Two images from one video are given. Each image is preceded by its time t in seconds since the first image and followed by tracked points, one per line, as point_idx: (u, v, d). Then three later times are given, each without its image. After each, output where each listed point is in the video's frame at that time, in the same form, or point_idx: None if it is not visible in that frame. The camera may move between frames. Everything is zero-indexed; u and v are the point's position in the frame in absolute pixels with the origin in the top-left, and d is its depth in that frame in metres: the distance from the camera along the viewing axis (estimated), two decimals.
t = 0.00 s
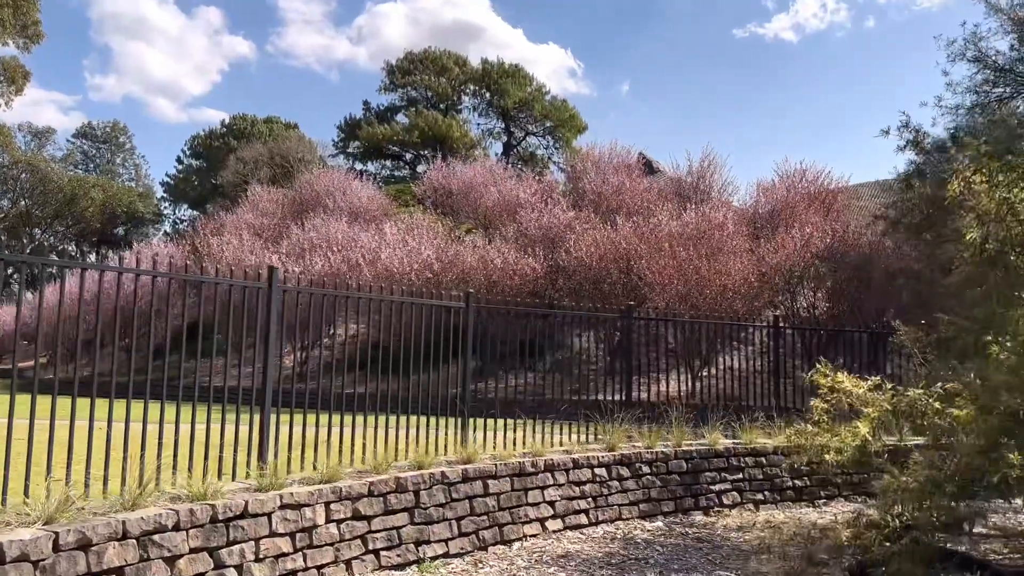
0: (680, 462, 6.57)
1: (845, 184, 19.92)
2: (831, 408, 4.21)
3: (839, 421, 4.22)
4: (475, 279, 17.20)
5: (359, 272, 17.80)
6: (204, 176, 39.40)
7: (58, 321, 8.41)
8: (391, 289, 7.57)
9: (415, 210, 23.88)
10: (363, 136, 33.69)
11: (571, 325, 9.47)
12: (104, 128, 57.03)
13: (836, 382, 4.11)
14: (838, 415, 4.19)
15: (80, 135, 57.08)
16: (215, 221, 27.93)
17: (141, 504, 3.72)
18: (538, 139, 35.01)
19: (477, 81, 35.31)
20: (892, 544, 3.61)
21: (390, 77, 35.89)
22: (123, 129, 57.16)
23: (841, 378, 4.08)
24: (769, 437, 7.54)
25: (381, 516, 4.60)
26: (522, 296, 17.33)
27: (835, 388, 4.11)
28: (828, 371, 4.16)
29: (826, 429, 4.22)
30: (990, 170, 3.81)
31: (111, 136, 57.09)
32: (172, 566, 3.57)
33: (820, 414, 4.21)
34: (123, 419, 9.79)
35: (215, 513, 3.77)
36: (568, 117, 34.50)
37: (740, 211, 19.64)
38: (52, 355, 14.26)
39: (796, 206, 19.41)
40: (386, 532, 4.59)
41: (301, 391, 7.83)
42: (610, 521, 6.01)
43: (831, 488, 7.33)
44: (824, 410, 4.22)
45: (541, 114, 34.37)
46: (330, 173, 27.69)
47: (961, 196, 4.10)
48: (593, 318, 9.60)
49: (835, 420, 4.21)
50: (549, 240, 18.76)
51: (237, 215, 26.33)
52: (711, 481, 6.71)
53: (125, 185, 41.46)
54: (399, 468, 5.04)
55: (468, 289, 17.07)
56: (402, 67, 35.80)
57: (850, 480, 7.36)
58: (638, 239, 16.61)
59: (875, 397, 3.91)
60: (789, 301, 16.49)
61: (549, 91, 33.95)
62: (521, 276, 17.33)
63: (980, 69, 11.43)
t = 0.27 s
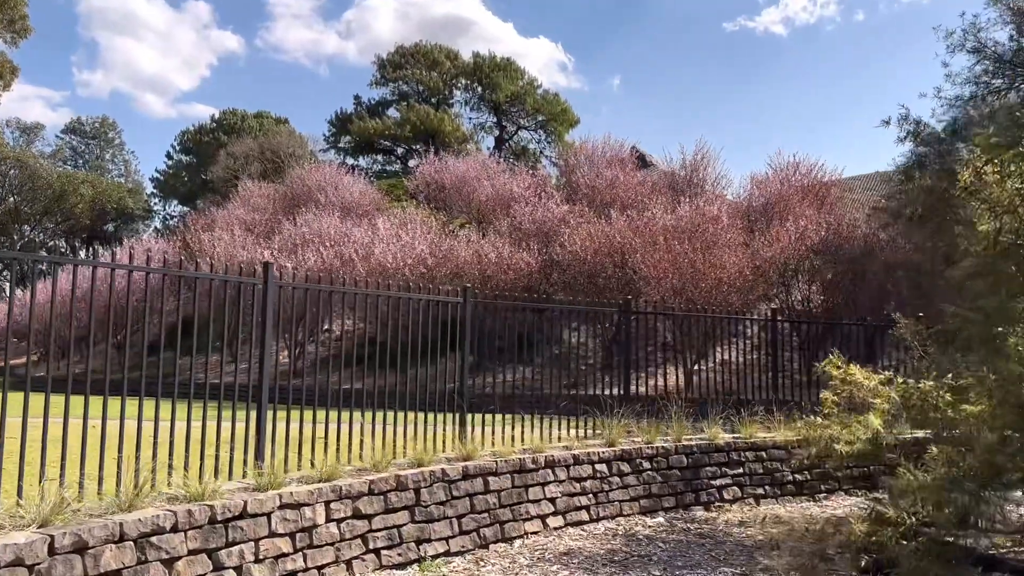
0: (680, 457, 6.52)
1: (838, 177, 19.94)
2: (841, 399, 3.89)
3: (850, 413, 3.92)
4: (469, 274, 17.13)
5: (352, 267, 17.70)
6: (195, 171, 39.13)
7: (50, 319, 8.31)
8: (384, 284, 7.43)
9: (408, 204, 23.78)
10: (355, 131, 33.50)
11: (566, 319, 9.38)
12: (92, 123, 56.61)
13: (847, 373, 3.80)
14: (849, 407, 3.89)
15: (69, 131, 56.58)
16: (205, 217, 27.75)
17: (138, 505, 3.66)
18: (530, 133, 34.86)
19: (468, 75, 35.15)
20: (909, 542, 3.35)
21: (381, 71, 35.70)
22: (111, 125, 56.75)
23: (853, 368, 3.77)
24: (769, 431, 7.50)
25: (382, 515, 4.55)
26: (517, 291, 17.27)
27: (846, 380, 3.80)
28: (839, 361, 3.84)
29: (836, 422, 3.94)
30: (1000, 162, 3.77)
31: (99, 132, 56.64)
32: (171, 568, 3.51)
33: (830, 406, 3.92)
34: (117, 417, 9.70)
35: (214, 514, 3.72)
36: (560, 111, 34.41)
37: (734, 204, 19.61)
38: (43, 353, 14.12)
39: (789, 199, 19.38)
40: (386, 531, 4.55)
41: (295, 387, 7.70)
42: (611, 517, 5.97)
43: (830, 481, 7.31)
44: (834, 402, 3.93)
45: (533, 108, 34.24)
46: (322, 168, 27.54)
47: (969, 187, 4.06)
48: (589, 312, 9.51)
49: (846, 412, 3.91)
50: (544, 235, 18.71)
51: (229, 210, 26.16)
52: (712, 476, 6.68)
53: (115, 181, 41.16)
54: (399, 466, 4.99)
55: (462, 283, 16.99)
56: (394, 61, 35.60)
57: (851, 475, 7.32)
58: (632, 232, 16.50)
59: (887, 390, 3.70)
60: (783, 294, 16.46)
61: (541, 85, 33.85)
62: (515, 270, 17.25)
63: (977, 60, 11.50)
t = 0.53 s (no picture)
0: (681, 452, 6.45)
1: (834, 168, 19.88)
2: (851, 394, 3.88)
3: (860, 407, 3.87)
4: (464, 269, 17.02)
5: (347, 263, 17.57)
6: (186, 167, 38.85)
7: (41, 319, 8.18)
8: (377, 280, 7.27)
9: (401, 199, 23.64)
10: (347, 126, 33.29)
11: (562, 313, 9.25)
12: (83, 120, 56.21)
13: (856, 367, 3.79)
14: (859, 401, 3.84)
15: (59, 128, 56.18)
16: (197, 213, 27.53)
17: (129, 511, 3.58)
18: (523, 126, 34.65)
19: (461, 69, 34.94)
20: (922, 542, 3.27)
21: (373, 65, 35.46)
22: (102, 122, 56.34)
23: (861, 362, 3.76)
24: (770, 425, 7.44)
25: (380, 516, 4.48)
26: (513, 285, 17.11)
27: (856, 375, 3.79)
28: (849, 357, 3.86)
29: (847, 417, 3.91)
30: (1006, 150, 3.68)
31: (89, 129, 56.26)
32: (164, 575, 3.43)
33: (839, 404, 3.88)
34: (112, 417, 9.62)
35: (208, 520, 3.64)
36: (553, 104, 34.25)
37: (729, 196, 19.53)
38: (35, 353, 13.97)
39: (785, 191, 19.31)
40: (386, 533, 4.48)
41: (289, 385, 7.54)
42: (612, 515, 5.90)
43: (833, 474, 7.25)
44: (842, 399, 3.89)
45: (526, 101, 34.06)
46: (314, 163, 27.34)
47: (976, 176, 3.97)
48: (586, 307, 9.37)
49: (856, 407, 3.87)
50: (540, 229, 18.62)
51: (221, 207, 25.95)
52: (714, 471, 6.61)
53: (106, 178, 40.85)
54: (397, 465, 4.90)
55: (458, 278, 16.88)
56: (386, 55, 35.35)
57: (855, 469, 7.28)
58: (628, 225, 16.37)
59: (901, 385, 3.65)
60: (779, 286, 16.40)
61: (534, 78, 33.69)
62: (511, 265, 17.16)
63: (979, 48, 11.49)
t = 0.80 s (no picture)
0: (683, 448, 6.41)
1: (829, 159, 19.86)
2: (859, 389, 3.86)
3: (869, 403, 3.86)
4: (459, 265, 16.95)
5: (341, 260, 17.48)
6: (178, 165, 38.64)
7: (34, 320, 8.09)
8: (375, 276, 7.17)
9: (395, 195, 23.54)
10: (340, 122, 33.12)
11: (560, 308, 9.17)
12: (73, 119, 55.88)
13: (864, 362, 3.78)
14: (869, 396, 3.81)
15: (49, 126, 55.77)
16: (189, 211, 27.37)
17: (126, 517, 3.52)
18: (516, 121, 34.49)
19: (453, 63, 34.79)
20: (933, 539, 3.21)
21: (365, 61, 35.28)
22: (93, 120, 56.02)
23: (869, 358, 3.74)
24: (770, 419, 7.40)
25: (382, 518, 4.43)
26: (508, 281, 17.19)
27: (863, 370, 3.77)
28: (855, 352, 3.85)
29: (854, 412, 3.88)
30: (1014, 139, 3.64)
31: (80, 127, 55.90)
32: None
33: (846, 398, 3.85)
34: (107, 418, 9.53)
35: (207, 525, 3.58)
36: (546, 98, 34.14)
37: (724, 189, 19.48)
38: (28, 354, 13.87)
39: (780, 183, 19.27)
40: (387, 534, 4.43)
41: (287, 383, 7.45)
42: (615, 512, 5.86)
43: (834, 468, 7.23)
44: (850, 393, 3.87)
45: (518, 95, 33.94)
46: (307, 160, 27.22)
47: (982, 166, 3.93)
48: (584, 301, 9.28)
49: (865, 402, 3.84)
50: (535, 224, 18.56)
51: (214, 204, 25.81)
52: (716, 466, 6.56)
53: (98, 177, 40.62)
54: (398, 465, 4.85)
55: (453, 274, 16.81)
56: (378, 50, 35.17)
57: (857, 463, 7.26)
58: (623, 219, 16.27)
59: (908, 378, 3.62)
60: (775, 278, 16.37)
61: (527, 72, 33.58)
62: (506, 260, 17.10)
63: (978, 38, 11.60)
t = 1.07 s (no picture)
0: (685, 441, 6.42)
1: (824, 150, 19.86)
2: (865, 381, 3.87)
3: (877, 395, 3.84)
4: (456, 260, 16.93)
5: (338, 256, 17.44)
6: (171, 163, 38.49)
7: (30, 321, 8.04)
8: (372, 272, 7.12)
9: (390, 191, 23.48)
10: (334, 118, 32.99)
11: (558, 303, 9.14)
12: (65, 117, 55.62)
13: (869, 355, 3.80)
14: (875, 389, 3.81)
15: (41, 125, 55.49)
16: (184, 209, 27.26)
17: (131, 518, 3.51)
18: (511, 114, 34.39)
19: (447, 57, 34.68)
20: (941, 530, 3.19)
21: (358, 56, 35.14)
22: (85, 118, 55.76)
23: (875, 351, 3.75)
24: (771, 411, 7.41)
25: (386, 515, 4.43)
26: (506, 276, 17.16)
27: (869, 362, 3.78)
28: (860, 344, 3.85)
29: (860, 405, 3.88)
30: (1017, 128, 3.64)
31: (72, 126, 55.67)
32: None
33: (852, 390, 3.86)
34: (106, 418, 9.50)
35: (211, 525, 3.57)
36: (540, 91, 34.07)
37: (720, 182, 19.48)
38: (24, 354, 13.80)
39: (775, 174, 19.25)
40: (392, 532, 4.43)
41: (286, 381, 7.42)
42: (618, 506, 5.88)
43: (835, 460, 7.25)
44: (855, 385, 3.88)
45: (512, 89, 33.86)
46: (301, 156, 27.13)
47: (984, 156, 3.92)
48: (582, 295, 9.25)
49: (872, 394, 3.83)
50: (531, 218, 18.55)
51: (208, 202, 25.71)
52: (717, 459, 6.57)
53: (91, 176, 40.44)
54: (401, 462, 4.84)
55: (450, 270, 16.79)
56: (371, 45, 35.02)
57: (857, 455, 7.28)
58: (619, 212, 16.24)
59: (913, 371, 3.62)
60: (772, 270, 16.38)
61: (521, 66, 33.48)
62: (503, 255, 17.07)
63: (973, 28, 11.59)
